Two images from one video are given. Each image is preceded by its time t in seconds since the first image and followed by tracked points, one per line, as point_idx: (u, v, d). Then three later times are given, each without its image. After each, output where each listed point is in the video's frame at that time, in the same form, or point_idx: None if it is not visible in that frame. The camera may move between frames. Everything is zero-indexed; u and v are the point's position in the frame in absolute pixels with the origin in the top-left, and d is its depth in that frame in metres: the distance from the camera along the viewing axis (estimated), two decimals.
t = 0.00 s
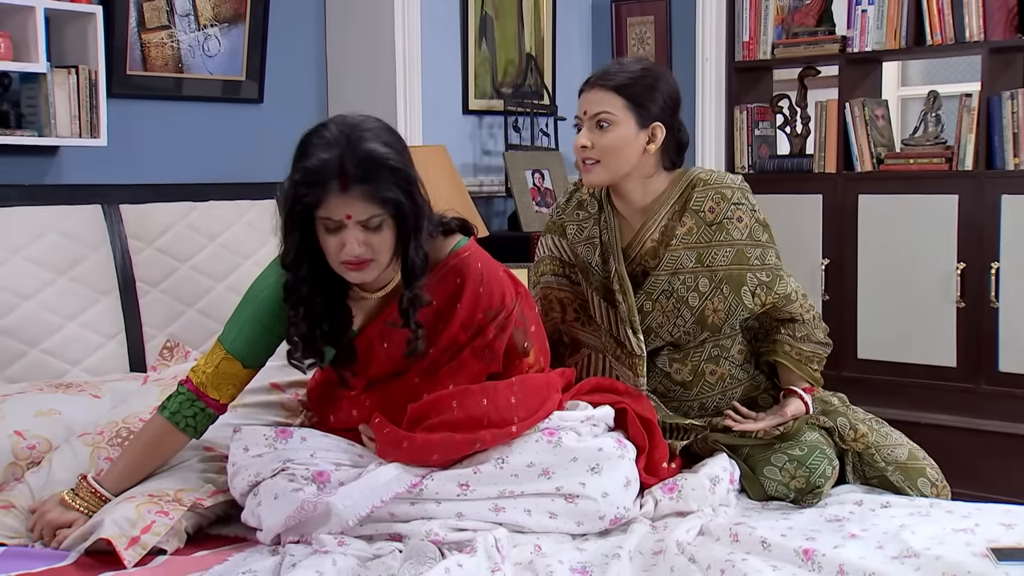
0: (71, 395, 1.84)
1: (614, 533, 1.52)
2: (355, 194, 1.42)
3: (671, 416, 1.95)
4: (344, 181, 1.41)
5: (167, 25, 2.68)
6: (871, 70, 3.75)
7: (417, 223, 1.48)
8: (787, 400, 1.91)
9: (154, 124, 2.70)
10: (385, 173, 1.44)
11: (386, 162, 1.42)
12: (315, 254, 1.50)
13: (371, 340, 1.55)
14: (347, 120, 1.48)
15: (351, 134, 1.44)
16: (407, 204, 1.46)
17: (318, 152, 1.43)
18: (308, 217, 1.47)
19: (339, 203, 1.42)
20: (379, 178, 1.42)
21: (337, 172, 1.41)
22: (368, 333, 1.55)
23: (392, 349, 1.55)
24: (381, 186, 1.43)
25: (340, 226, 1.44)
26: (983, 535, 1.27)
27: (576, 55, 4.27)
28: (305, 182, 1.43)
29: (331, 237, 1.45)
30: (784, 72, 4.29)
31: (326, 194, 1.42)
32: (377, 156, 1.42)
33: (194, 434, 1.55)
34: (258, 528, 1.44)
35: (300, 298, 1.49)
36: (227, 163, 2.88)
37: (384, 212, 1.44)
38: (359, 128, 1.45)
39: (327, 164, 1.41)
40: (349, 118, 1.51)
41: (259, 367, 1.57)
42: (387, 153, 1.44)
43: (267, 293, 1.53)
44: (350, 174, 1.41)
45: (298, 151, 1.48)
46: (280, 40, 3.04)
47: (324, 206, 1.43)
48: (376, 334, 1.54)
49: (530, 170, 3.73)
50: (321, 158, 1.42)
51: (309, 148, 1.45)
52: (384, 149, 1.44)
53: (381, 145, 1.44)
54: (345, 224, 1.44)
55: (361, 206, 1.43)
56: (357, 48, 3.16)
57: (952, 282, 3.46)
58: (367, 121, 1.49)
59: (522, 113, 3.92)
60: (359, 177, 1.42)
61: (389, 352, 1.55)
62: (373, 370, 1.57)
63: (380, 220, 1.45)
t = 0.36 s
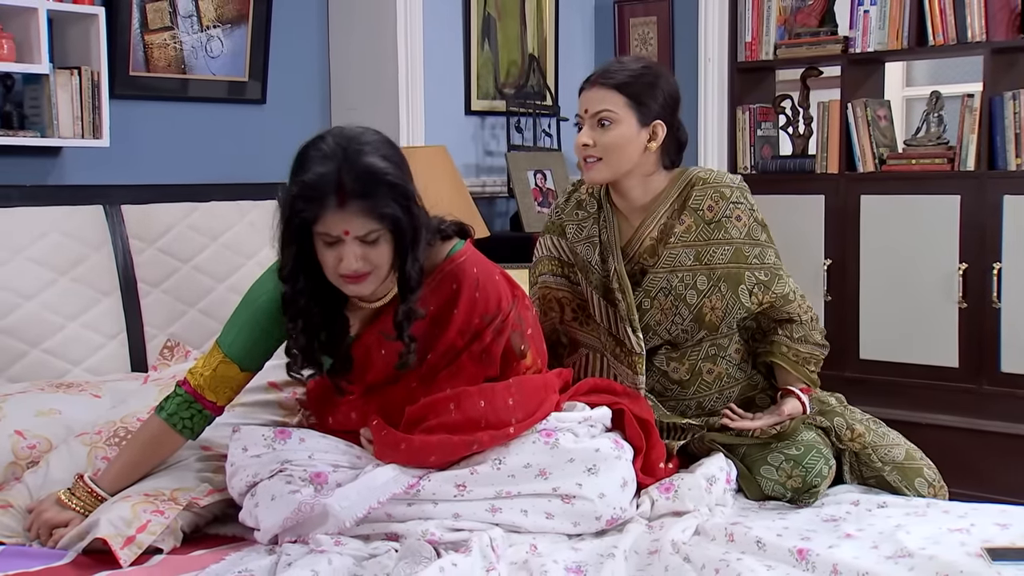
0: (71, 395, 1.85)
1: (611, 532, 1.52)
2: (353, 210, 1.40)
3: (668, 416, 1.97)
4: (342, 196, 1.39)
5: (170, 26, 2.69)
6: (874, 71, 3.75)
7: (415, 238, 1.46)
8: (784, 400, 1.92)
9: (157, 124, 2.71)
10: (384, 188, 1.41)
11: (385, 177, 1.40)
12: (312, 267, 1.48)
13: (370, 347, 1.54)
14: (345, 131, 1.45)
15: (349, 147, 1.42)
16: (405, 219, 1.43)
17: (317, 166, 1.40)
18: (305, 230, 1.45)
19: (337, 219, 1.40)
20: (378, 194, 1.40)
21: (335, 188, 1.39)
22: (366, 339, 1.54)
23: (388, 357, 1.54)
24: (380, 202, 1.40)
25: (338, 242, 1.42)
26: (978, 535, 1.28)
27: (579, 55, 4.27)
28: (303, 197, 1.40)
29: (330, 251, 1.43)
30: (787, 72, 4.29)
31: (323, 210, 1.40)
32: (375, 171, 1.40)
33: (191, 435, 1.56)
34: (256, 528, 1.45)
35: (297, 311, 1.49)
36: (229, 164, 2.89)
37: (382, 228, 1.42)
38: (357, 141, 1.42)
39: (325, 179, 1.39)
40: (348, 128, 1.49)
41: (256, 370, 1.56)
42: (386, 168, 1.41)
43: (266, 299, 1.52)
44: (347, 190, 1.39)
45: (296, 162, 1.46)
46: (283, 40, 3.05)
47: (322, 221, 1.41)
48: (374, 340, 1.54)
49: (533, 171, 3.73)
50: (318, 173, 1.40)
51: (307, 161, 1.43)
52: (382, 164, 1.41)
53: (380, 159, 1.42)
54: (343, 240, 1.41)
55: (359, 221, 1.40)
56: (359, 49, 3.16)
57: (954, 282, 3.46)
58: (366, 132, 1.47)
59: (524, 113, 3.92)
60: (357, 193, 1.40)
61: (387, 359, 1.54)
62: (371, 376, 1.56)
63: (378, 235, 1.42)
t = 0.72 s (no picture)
0: (74, 393, 1.86)
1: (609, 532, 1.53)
2: (346, 233, 1.37)
3: (667, 415, 1.97)
4: (334, 220, 1.36)
5: (175, 27, 2.70)
6: (879, 71, 3.74)
7: (408, 257, 1.43)
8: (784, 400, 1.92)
9: (162, 125, 2.72)
10: (377, 210, 1.38)
11: (378, 200, 1.37)
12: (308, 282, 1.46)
13: (369, 351, 1.53)
14: (338, 147, 1.41)
15: (341, 166, 1.38)
16: (399, 240, 1.40)
17: (308, 190, 1.37)
18: (299, 251, 1.42)
19: (330, 242, 1.37)
20: (371, 217, 1.37)
21: (327, 212, 1.35)
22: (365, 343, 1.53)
23: (388, 360, 1.53)
24: (373, 224, 1.37)
25: (333, 262, 1.39)
26: (974, 535, 1.28)
27: (584, 55, 4.27)
28: (294, 221, 1.37)
29: (324, 270, 1.41)
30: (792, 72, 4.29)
31: (316, 234, 1.37)
32: (368, 192, 1.37)
33: (189, 435, 1.56)
34: (255, 526, 1.46)
35: (296, 327, 1.48)
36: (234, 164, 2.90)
37: (376, 248, 1.39)
38: (350, 161, 1.38)
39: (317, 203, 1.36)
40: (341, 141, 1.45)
41: (254, 372, 1.57)
42: (380, 189, 1.38)
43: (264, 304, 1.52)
44: (340, 214, 1.35)
45: (288, 179, 1.42)
46: (288, 41, 3.06)
47: (315, 244, 1.38)
48: (374, 343, 1.52)
49: (537, 171, 3.74)
50: (309, 196, 1.36)
51: (299, 180, 1.39)
52: (375, 185, 1.38)
53: (373, 179, 1.38)
54: (338, 261, 1.39)
55: (352, 243, 1.37)
56: (364, 49, 3.17)
57: (959, 283, 3.45)
58: (360, 147, 1.43)
59: (529, 113, 3.93)
60: (350, 216, 1.36)
61: (387, 362, 1.54)
62: (369, 379, 1.56)
63: (372, 254, 1.40)
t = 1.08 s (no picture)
0: (85, 392, 1.88)
1: (612, 531, 1.53)
2: (350, 241, 1.37)
3: (671, 415, 1.98)
4: (338, 228, 1.36)
5: (189, 29, 2.72)
6: (891, 72, 3.73)
7: (412, 262, 1.43)
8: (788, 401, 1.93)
9: (175, 126, 2.74)
10: (381, 219, 1.38)
11: (382, 209, 1.37)
12: (312, 286, 1.47)
13: (371, 351, 1.54)
14: (343, 152, 1.41)
15: (346, 172, 1.38)
16: (403, 248, 1.40)
17: (312, 198, 1.37)
18: (303, 258, 1.42)
19: (334, 250, 1.37)
20: (375, 225, 1.37)
21: (331, 220, 1.36)
22: (368, 344, 1.54)
23: (391, 360, 1.54)
24: (377, 233, 1.37)
25: (337, 269, 1.40)
26: (976, 535, 1.28)
27: (597, 56, 4.28)
28: (298, 229, 1.37)
29: (328, 276, 1.41)
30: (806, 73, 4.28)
31: (320, 242, 1.37)
32: (373, 201, 1.37)
33: (194, 434, 1.58)
34: (259, 524, 1.47)
35: (301, 329, 1.49)
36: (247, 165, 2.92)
37: (380, 255, 1.40)
38: (354, 169, 1.38)
39: (321, 212, 1.36)
40: (345, 146, 1.45)
41: (259, 371, 1.58)
42: (384, 197, 1.38)
43: (270, 303, 1.53)
44: (343, 222, 1.36)
45: (292, 186, 1.42)
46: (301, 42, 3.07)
47: (320, 252, 1.38)
48: (377, 343, 1.53)
49: (549, 171, 3.75)
50: (313, 204, 1.36)
51: (304, 187, 1.39)
52: (379, 193, 1.38)
53: (378, 187, 1.38)
54: (342, 267, 1.39)
55: (356, 251, 1.38)
56: (376, 50, 3.19)
57: (972, 284, 3.44)
58: (365, 153, 1.43)
59: (542, 114, 3.93)
60: (354, 224, 1.37)
61: (390, 362, 1.54)
62: (371, 377, 1.57)
63: (377, 260, 1.40)
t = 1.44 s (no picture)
0: (94, 391, 1.90)
1: (613, 531, 1.54)
2: (350, 244, 1.38)
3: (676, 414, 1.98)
4: (338, 231, 1.37)
5: (202, 31, 2.75)
6: (903, 73, 3.72)
7: (413, 264, 1.44)
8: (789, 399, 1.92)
9: (187, 127, 2.76)
10: (381, 222, 1.39)
11: (383, 212, 1.38)
12: (315, 288, 1.49)
13: (375, 351, 1.56)
14: (344, 155, 1.43)
15: (347, 175, 1.40)
16: (404, 251, 1.42)
17: (313, 202, 1.38)
18: (305, 260, 1.44)
19: (335, 253, 1.39)
20: (376, 227, 1.38)
21: (331, 223, 1.37)
22: (372, 344, 1.55)
23: (394, 360, 1.56)
24: (378, 235, 1.38)
25: (338, 271, 1.41)
26: (975, 537, 1.29)
27: (609, 58, 4.28)
28: (299, 232, 1.39)
29: (330, 279, 1.43)
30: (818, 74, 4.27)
31: (321, 245, 1.38)
32: (373, 204, 1.38)
33: (199, 434, 1.59)
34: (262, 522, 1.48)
35: (303, 330, 1.50)
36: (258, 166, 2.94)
37: (381, 258, 1.41)
38: (355, 172, 1.40)
39: (322, 216, 1.37)
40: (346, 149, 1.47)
41: (263, 371, 1.59)
42: (385, 200, 1.39)
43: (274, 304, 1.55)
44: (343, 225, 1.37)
45: (294, 189, 1.44)
46: (312, 44, 3.09)
47: (322, 255, 1.40)
48: (380, 343, 1.54)
49: (559, 173, 3.75)
50: (314, 207, 1.38)
51: (306, 190, 1.41)
52: (380, 196, 1.39)
53: (380, 191, 1.40)
54: (343, 270, 1.40)
55: (357, 254, 1.39)
56: (387, 52, 3.20)
57: (983, 286, 3.43)
58: (367, 156, 1.44)
59: (553, 115, 3.94)
60: (355, 227, 1.38)
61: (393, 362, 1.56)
62: (375, 377, 1.58)
63: (377, 263, 1.41)
